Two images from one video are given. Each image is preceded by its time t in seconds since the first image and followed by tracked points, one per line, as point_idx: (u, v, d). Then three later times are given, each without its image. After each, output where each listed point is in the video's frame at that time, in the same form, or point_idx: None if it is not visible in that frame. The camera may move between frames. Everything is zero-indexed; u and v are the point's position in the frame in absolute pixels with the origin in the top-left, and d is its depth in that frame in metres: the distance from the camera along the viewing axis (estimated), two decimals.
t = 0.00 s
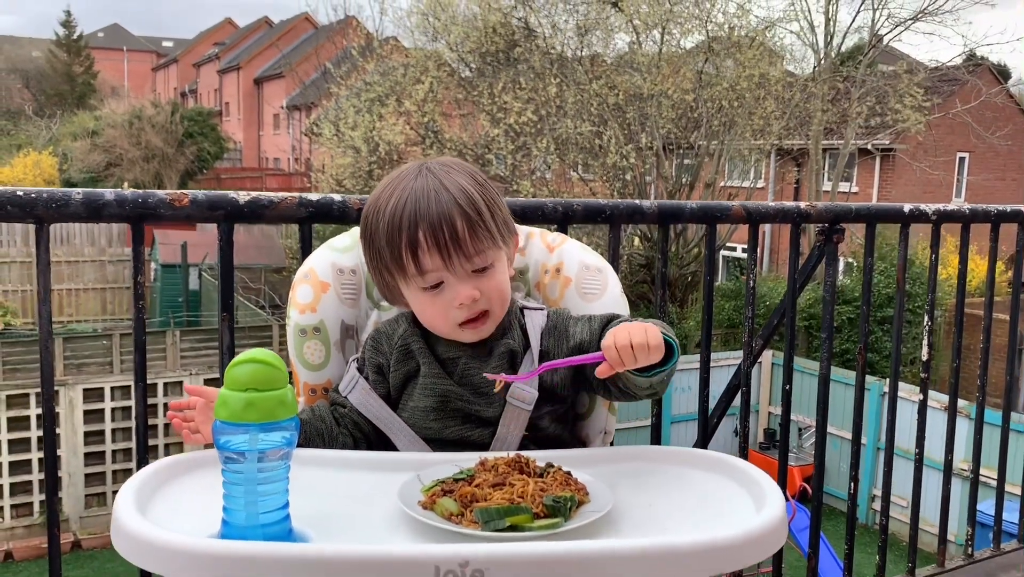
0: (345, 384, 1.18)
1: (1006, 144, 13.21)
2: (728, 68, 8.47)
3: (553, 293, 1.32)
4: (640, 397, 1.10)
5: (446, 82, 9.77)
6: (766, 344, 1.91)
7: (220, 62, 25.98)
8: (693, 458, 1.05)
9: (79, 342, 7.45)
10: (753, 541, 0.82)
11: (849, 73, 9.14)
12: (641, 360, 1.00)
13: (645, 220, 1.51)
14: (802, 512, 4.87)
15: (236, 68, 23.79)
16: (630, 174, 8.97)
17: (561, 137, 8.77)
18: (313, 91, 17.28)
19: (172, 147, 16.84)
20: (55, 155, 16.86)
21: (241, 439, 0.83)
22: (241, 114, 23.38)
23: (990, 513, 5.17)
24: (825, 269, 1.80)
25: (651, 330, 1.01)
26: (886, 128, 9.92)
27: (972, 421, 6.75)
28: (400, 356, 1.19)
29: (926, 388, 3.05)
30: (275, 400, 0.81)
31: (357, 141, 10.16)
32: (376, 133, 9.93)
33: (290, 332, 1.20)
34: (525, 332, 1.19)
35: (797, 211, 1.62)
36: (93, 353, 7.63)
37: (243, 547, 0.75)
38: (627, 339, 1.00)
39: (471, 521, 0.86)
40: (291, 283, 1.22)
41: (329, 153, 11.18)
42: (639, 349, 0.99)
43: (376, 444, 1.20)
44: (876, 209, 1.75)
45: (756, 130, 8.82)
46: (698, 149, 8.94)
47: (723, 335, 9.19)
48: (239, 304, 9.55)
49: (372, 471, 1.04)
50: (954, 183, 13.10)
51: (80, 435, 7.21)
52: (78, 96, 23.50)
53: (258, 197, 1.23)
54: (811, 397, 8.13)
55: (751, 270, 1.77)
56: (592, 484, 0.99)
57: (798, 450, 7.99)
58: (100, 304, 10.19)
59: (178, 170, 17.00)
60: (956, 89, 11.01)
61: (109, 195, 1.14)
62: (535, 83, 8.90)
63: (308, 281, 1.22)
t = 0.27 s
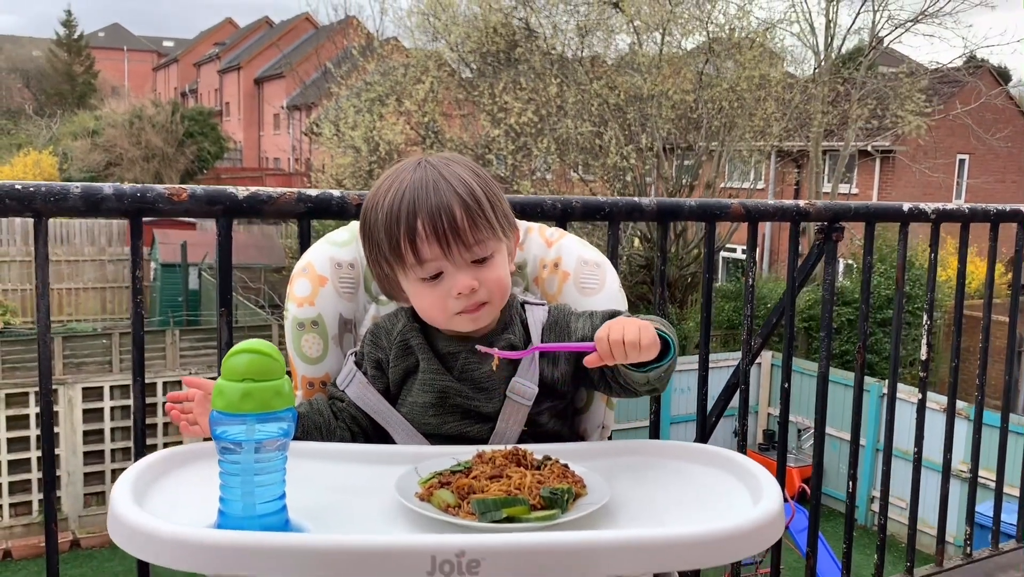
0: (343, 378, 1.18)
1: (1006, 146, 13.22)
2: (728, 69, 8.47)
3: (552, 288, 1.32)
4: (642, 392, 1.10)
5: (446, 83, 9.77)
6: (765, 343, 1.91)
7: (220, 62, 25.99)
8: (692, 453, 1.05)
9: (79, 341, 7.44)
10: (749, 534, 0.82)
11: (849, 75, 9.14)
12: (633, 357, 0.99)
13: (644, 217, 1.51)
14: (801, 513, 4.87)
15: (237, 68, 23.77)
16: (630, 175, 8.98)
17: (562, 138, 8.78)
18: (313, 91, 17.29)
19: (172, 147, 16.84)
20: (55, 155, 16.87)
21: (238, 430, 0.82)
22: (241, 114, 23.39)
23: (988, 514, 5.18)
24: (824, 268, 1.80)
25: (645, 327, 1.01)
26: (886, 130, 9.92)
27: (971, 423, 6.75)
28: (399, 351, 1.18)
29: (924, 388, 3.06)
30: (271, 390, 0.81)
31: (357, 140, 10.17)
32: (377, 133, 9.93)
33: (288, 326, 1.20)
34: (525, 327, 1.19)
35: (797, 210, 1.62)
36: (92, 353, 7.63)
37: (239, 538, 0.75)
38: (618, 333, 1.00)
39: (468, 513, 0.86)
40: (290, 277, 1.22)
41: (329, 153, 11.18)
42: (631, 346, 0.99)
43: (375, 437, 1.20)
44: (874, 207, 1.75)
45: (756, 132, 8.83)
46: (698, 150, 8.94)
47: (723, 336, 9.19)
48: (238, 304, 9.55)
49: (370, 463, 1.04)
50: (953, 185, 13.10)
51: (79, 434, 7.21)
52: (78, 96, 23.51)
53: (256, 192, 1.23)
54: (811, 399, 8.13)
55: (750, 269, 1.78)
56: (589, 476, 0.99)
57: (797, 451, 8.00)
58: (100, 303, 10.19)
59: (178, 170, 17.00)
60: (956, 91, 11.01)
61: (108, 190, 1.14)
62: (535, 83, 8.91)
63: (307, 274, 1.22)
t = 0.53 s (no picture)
0: (338, 371, 1.17)
1: (1006, 147, 13.22)
2: (729, 69, 8.46)
3: (549, 281, 1.31)
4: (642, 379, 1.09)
5: (446, 81, 9.77)
6: (764, 340, 1.90)
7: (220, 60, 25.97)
8: (690, 447, 1.04)
9: (77, 338, 7.42)
10: (748, 527, 0.81)
11: (848, 74, 9.14)
12: (620, 344, 0.98)
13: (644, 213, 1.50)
14: (800, 513, 4.87)
15: (236, 66, 23.76)
16: (630, 174, 8.98)
17: (562, 136, 8.78)
18: (313, 89, 17.28)
19: (171, 144, 16.82)
20: (54, 152, 16.85)
21: (231, 421, 0.82)
22: (241, 112, 23.36)
23: (987, 514, 5.17)
24: (824, 265, 1.79)
25: (633, 312, 1.00)
26: (886, 130, 9.91)
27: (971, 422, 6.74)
28: (394, 345, 1.18)
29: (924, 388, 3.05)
30: (265, 379, 0.80)
31: (356, 138, 10.15)
32: (376, 131, 9.92)
33: (284, 318, 1.19)
34: (524, 320, 1.18)
35: (797, 206, 1.62)
36: (90, 350, 7.62)
37: (231, 529, 0.74)
38: (606, 320, 0.98)
39: (463, 505, 0.85)
40: (286, 269, 1.21)
41: (328, 151, 11.17)
42: (617, 333, 0.98)
43: (371, 430, 1.19)
44: (875, 204, 1.74)
45: (756, 131, 8.84)
46: (698, 149, 8.94)
47: (722, 335, 9.18)
48: (237, 302, 9.54)
49: (365, 457, 1.03)
50: (953, 185, 13.10)
51: (77, 430, 7.19)
52: (77, 93, 23.48)
53: (253, 184, 1.21)
54: (809, 398, 8.12)
55: (750, 265, 1.77)
56: (587, 469, 0.98)
57: (796, 451, 7.99)
58: (98, 300, 10.17)
59: (177, 168, 16.98)
60: (956, 91, 11.00)
61: (103, 181, 1.13)
62: (535, 82, 8.90)
63: (302, 266, 1.21)
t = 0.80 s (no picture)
0: (334, 363, 1.15)
1: (1007, 146, 13.19)
2: (730, 67, 8.44)
3: (550, 272, 1.31)
4: (648, 358, 1.09)
5: (446, 78, 9.74)
6: (764, 337, 1.89)
7: (219, 57, 25.92)
8: (692, 439, 1.02)
9: (75, 334, 7.40)
10: (750, 518, 0.80)
11: (848, 73, 9.11)
12: (618, 310, 0.96)
13: (644, 206, 1.49)
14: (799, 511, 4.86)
15: (236, 63, 23.72)
16: (630, 172, 8.97)
17: (562, 134, 8.76)
18: (313, 86, 17.24)
19: (171, 141, 16.79)
20: (54, 149, 16.83)
21: (226, 408, 0.80)
22: (240, 109, 23.32)
23: (986, 514, 5.16)
24: (825, 260, 1.78)
25: (628, 277, 0.98)
26: (887, 129, 9.88)
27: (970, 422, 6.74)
28: (392, 337, 1.16)
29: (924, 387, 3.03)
30: (261, 365, 0.79)
31: (356, 135, 10.13)
32: (376, 128, 9.90)
33: (280, 308, 1.18)
34: (522, 310, 1.17)
35: (797, 200, 1.60)
36: (89, 346, 7.51)
37: (223, 517, 0.73)
38: (603, 285, 0.96)
39: (462, 495, 0.84)
40: (283, 258, 1.19)
41: (328, 148, 11.15)
42: (614, 297, 0.95)
43: (368, 422, 1.18)
44: (877, 199, 1.73)
45: (756, 130, 8.83)
46: (699, 148, 8.92)
47: (721, 334, 9.17)
48: (236, 298, 9.52)
49: (362, 448, 1.02)
50: (953, 184, 13.08)
51: (75, 426, 7.18)
52: (77, 89, 23.44)
53: (250, 174, 1.20)
54: (809, 397, 8.11)
55: (750, 260, 1.75)
56: (586, 460, 0.97)
57: (795, 449, 7.98)
58: (97, 297, 10.15)
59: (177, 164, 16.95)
60: (957, 90, 10.98)
61: (99, 170, 1.12)
62: (536, 79, 8.88)
63: (299, 256, 1.19)
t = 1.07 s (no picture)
0: (335, 356, 1.14)
1: (1007, 145, 13.17)
2: (731, 65, 8.42)
3: (552, 264, 1.30)
4: (648, 340, 1.09)
5: (447, 76, 9.72)
6: (767, 334, 1.87)
7: (220, 54, 25.88)
8: (696, 435, 1.02)
9: (75, 330, 7.38)
10: (756, 514, 0.79)
11: (850, 72, 9.09)
12: (598, 288, 0.95)
13: (646, 201, 1.47)
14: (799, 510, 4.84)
15: (236, 60, 23.68)
16: (631, 170, 8.97)
17: (563, 131, 8.75)
18: (313, 83, 17.21)
19: (171, 138, 16.76)
20: (54, 145, 16.79)
21: (225, 401, 0.79)
22: (240, 106, 23.28)
23: (988, 513, 5.15)
24: (828, 257, 1.77)
25: (609, 257, 0.96)
26: (888, 128, 9.86)
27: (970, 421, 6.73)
28: (392, 329, 1.15)
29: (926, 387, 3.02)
30: (261, 359, 0.78)
31: (356, 133, 10.10)
32: (376, 126, 9.87)
33: (280, 301, 1.16)
34: (524, 304, 1.16)
35: (800, 197, 1.59)
36: (89, 343, 7.54)
37: (223, 511, 0.72)
38: (586, 265, 0.95)
39: (463, 489, 0.83)
40: (283, 251, 1.18)
41: (328, 145, 11.12)
42: (593, 276, 0.94)
43: (369, 416, 1.17)
44: (880, 196, 1.72)
45: (758, 128, 8.83)
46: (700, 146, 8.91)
47: (722, 332, 9.15)
48: (235, 295, 9.50)
49: (362, 442, 1.01)
50: (954, 183, 13.06)
51: (75, 423, 7.17)
52: (77, 85, 23.38)
53: (250, 168, 1.19)
54: (809, 396, 8.10)
55: (752, 256, 1.74)
56: (589, 455, 0.96)
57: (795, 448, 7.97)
58: (97, 293, 10.12)
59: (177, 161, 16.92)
60: (958, 89, 10.96)
61: (98, 163, 1.11)
62: (537, 77, 8.86)
63: (300, 249, 1.18)
